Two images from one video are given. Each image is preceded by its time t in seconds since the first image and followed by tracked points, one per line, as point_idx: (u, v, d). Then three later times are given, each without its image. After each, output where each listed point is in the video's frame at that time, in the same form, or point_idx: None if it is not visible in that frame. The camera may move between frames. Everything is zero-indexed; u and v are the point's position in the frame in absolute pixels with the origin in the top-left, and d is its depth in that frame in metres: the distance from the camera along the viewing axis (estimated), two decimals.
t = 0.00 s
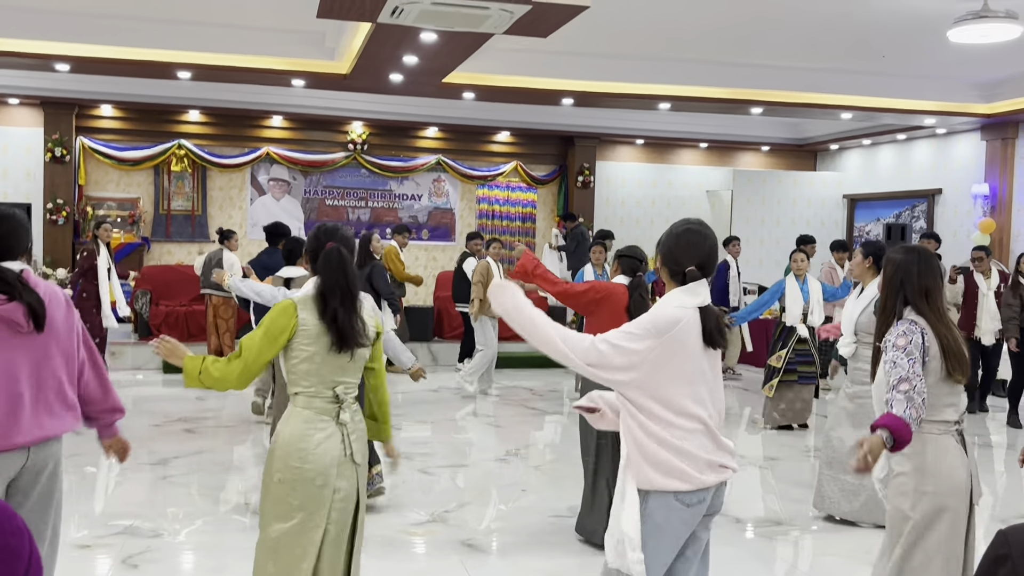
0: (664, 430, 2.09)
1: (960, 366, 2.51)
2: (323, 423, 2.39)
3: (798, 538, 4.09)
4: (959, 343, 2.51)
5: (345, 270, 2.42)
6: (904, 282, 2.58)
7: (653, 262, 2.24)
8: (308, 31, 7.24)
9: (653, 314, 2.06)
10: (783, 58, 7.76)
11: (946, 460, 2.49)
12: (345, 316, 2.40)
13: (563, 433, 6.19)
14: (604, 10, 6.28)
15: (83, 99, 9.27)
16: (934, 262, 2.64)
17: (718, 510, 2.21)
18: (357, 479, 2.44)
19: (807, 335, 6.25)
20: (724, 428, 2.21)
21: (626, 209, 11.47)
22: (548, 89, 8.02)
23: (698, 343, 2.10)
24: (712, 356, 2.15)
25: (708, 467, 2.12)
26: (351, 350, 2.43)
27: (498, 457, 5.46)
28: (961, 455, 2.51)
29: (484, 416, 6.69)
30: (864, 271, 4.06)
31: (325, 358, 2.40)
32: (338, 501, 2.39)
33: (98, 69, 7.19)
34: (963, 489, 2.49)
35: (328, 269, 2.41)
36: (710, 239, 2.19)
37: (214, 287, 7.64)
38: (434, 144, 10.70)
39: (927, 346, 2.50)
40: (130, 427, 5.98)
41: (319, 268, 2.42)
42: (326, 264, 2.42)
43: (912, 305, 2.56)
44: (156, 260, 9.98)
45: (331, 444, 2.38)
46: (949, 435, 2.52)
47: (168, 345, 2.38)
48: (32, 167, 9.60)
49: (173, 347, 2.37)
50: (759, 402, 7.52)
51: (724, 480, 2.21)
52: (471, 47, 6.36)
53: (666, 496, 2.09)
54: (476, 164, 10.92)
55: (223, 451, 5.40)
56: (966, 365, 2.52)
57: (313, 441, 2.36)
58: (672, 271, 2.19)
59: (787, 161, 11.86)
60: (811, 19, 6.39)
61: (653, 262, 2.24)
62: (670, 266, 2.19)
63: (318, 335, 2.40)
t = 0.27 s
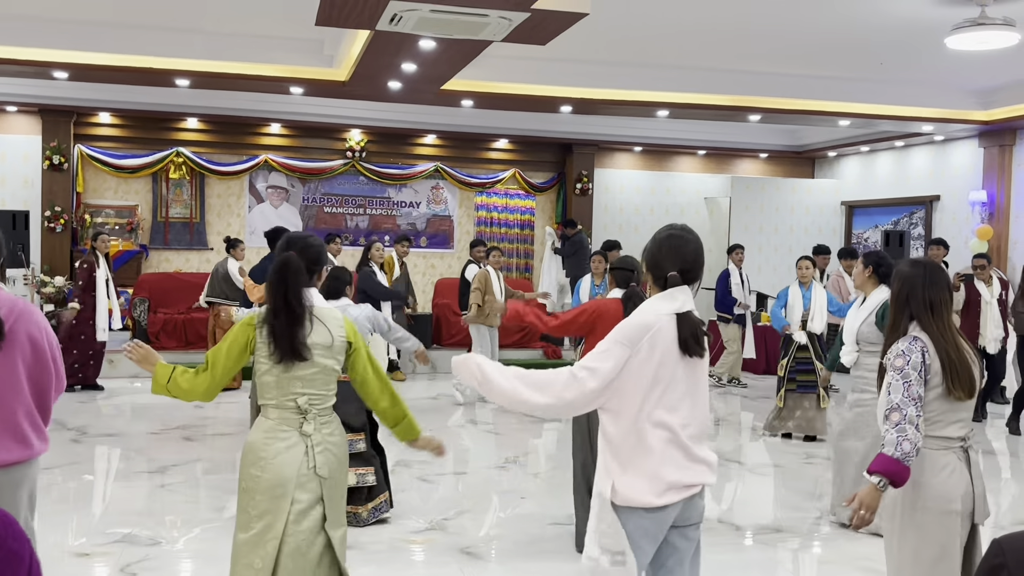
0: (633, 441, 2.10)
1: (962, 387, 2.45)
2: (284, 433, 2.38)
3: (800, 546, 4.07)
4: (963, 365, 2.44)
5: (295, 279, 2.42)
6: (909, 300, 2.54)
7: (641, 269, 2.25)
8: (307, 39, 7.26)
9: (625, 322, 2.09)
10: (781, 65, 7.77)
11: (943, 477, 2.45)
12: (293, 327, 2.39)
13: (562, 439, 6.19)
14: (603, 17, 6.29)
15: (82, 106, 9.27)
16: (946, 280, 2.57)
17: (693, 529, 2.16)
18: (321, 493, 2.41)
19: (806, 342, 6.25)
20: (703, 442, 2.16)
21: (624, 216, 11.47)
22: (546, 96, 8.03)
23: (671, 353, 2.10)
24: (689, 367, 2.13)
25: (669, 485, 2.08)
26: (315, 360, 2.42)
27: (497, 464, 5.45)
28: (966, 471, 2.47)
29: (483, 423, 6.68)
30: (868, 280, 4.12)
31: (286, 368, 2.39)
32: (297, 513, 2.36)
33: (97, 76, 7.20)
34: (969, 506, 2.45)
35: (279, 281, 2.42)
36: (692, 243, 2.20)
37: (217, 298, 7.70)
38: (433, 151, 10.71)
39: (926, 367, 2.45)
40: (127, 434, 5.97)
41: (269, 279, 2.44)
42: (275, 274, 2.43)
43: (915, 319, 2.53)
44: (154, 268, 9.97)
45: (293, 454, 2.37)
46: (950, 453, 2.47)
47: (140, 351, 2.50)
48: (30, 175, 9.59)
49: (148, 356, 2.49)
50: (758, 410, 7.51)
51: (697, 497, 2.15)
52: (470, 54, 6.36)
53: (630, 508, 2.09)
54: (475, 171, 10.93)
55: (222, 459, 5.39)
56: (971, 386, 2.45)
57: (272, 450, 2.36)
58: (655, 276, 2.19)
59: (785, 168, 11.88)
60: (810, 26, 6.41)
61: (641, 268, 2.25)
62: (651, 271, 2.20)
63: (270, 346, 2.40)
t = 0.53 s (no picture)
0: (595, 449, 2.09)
1: (944, 384, 2.34)
2: (274, 437, 2.44)
3: (797, 547, 4.07)
4: (951, 362, 2.33)
5: (272, 277, 2.45)
6: (905, 295, 2.46)
7: (616, 269, 2.22)
8: (304, 39, 7.25)
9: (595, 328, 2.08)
10: (778, 66, 7.78)
11: (934, 474, 2.36)
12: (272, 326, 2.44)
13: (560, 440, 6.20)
14: (600, 18, 6.29)
15: (79, 107, 9.26)
16: (952, 276, 2.44)
17: (660, 539, 2.13)
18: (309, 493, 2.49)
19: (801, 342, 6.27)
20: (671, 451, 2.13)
21: (622, 217, 11.47)
22: (543, 97, 8.03)
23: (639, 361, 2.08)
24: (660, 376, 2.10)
25: (621, 496, 2.06)
26: (301, 365, 2.46)
27: (495, 465, 5.45)
28: (961, 472, 2.35)
29: (480, 425, 6.68)
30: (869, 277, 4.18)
31: (271, 374, 2.43)
32: (286, 516, 2.44)
33: (94, 77, 7.19)
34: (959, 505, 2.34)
35: (259, 277, 2.46)
36: (665, 242, 2.17)
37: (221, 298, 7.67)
38: (430, 152, 10.71)
39: (906, 364, 2.40)
40: (124, 435, 5.96)
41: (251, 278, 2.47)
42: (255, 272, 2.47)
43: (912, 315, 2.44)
44: (151, 269, 9.97)
45: (282, 458, 2.44)
46: (944, 452, 2.36)
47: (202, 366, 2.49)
48: (27, 176, 9.59)
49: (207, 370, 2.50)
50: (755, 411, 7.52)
51: (662, 507, 2.12)
52: (467, 55, 6.36)
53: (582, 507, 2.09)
54: (472, 172, 10.92)
55: (219, 460, 5.39)
56: (957, 383, 2.33)
57: (261, 454, 2.42)
58: (628, 274, 2.17)
59: (782, 169, 11.89)
60: (806, 27, 6.41)
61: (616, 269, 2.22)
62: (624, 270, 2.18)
63: (244, 347, 2.42)
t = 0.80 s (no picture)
0: (572, 447, 2.06)
1: (935, 388, 2.35)
2: (269, 440, 2.44)
3: (794, 549, 4.07)
4: (940, 367, 2.34)
5: (264, 277, 2.42)
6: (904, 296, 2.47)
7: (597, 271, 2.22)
8: (301, 42, 7.25)
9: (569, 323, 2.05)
10: (775, 69, 7.78)
11: (926, 475, 2.37)
12: (268, 325, 2.40)
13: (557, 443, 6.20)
14: (598, 21, 6.30)
15: (76, 110, 9.25)
16: (956, 280, 2.42)
17: (648, 542, 2.08)
18: (307, 496, 2.48)
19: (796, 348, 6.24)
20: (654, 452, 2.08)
21: (619, 220, 11.48)
22: (541, 99, 8.03)
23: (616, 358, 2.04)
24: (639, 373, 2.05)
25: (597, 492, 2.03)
26: (293, 367, 2.46)
27: (492, 467, 5.46)
28: (953, 476, 2.35)
29: (477, 427, 6.68)
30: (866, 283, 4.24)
31: (264, 375, 2.44)
32: (283, 517, 2.43)
33: (91, 79, 7.17)
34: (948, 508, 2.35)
35: (248, 278, 2.42)
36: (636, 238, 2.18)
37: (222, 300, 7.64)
38: (428, 155, 10.71)
39: (895, 367, 2.44)
40: (121, 438, 5.95)
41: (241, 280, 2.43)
42: (244, 274, 2.42)
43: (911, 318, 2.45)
44: (148, 271, 9.96)
45: (277, 461, 2.44)
46: (937, 455, 2.37)
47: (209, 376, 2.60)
48: (24, 179, 9.58)
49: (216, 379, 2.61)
50: (752, 413, 7.52)
51: (647, 510, 2.07)
52: (465, 58, 6.36)
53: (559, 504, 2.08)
54: (469, 175, 10.92)
55: (215, 462, 5.38)
56: (949, 387, 2.34)
57: (257, 457, 2.43)
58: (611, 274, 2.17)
59: (779, 172, 11.90)
60: (803, 30, 6.42)
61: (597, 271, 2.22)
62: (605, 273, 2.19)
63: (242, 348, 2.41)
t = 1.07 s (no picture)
0: (563, 442, 2.08)
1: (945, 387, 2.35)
2: (259, 436, 2.38)
3: (789, 553, 4.06)
4: (952, 366, 2.33)
5: (261, 278, 2.38)
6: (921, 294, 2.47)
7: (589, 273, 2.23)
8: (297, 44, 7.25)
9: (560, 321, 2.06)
10: (771, 73, 7.80)
11: (936, 474, 2.38)
12: (256, 327, 2.36)
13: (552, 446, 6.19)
14: (593, 24, 6.31)
15: (72, 112, 9.25)
16: (974, 280, 2.41)
17: (641, 543, 2.04)
18: (292, 499, 2.36)
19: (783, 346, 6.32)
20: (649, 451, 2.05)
21: (615, 223, 11.48)
22: (537, 102, 8.04)
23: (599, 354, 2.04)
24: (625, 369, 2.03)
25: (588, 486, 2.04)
26: (280, 364, 2.37)
27: (488, 470, 5.45)
28: (965, 475, 2.35)
29: (473, 430, 6.67)
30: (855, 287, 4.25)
31: (253, 368, 2.39)
32: (264, 517, 2.33)
33: (87, 82, 7.17)
34: (959, 507, 2.35)
35: (248, 280, 2.39)
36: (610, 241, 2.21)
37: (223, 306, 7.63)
38: (423, 158, 10.71)
39: (903, 362, 2.46)
40: (115, 440, 5.94)
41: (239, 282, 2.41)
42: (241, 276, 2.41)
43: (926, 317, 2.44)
44: (143, 274, 9.95)
45: (263, 459, 2.35)
46: (947, 454, 2.38)
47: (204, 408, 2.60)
48: (19, 181, 9.58)
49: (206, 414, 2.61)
50: (748, 416, 7.53)
51: (639, 508, 2.03)
52: (461, 60, 6.36)
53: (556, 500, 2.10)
54: (466, 178, 10.93)
55: (210, 465, 5.37)
56: (959, 387, 2.33)
57: (246, 453, 2.38)
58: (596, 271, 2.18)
59: (775, 176, 11.92)
60: (798, 33, 6.43)
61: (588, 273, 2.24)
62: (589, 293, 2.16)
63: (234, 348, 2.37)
